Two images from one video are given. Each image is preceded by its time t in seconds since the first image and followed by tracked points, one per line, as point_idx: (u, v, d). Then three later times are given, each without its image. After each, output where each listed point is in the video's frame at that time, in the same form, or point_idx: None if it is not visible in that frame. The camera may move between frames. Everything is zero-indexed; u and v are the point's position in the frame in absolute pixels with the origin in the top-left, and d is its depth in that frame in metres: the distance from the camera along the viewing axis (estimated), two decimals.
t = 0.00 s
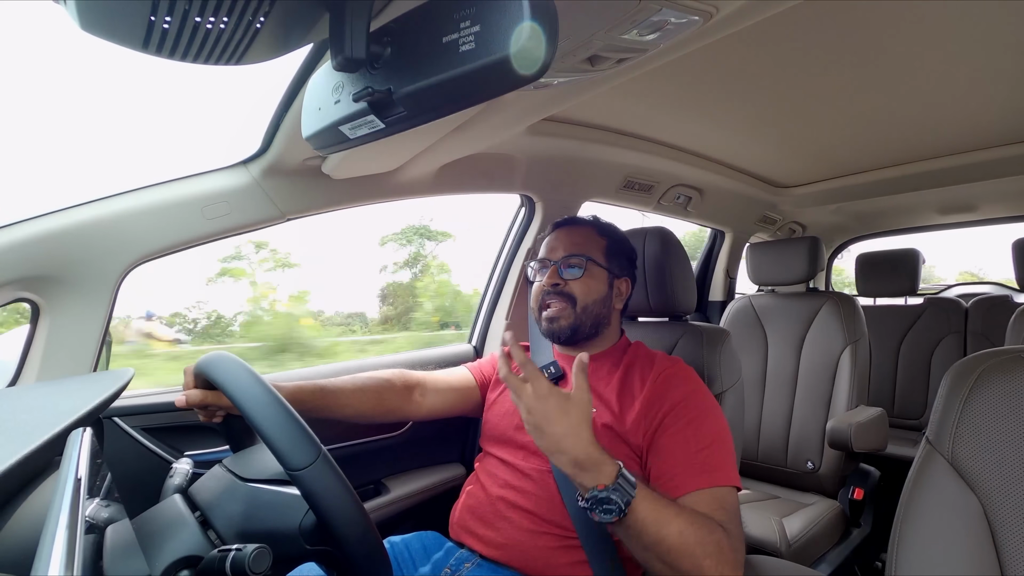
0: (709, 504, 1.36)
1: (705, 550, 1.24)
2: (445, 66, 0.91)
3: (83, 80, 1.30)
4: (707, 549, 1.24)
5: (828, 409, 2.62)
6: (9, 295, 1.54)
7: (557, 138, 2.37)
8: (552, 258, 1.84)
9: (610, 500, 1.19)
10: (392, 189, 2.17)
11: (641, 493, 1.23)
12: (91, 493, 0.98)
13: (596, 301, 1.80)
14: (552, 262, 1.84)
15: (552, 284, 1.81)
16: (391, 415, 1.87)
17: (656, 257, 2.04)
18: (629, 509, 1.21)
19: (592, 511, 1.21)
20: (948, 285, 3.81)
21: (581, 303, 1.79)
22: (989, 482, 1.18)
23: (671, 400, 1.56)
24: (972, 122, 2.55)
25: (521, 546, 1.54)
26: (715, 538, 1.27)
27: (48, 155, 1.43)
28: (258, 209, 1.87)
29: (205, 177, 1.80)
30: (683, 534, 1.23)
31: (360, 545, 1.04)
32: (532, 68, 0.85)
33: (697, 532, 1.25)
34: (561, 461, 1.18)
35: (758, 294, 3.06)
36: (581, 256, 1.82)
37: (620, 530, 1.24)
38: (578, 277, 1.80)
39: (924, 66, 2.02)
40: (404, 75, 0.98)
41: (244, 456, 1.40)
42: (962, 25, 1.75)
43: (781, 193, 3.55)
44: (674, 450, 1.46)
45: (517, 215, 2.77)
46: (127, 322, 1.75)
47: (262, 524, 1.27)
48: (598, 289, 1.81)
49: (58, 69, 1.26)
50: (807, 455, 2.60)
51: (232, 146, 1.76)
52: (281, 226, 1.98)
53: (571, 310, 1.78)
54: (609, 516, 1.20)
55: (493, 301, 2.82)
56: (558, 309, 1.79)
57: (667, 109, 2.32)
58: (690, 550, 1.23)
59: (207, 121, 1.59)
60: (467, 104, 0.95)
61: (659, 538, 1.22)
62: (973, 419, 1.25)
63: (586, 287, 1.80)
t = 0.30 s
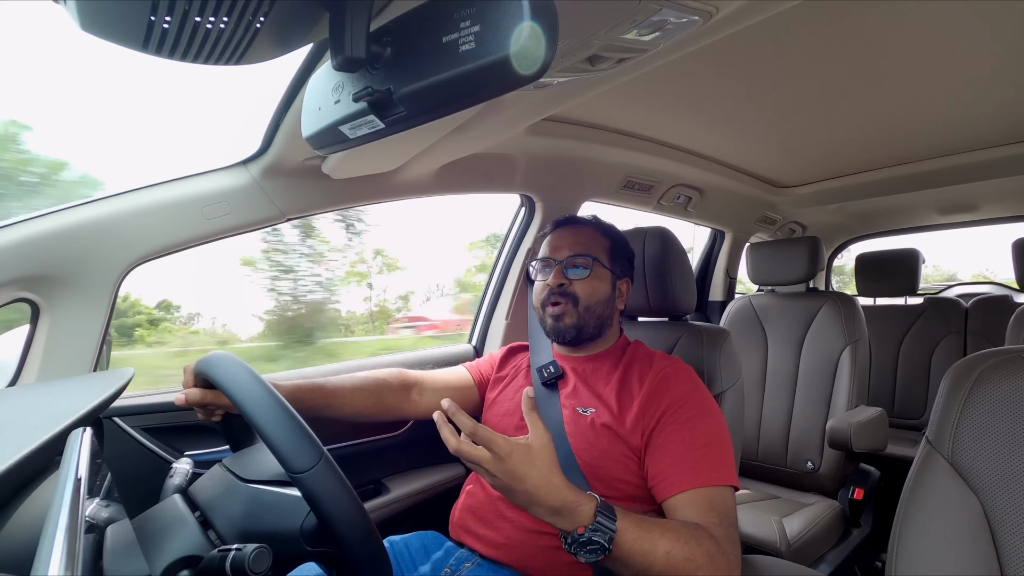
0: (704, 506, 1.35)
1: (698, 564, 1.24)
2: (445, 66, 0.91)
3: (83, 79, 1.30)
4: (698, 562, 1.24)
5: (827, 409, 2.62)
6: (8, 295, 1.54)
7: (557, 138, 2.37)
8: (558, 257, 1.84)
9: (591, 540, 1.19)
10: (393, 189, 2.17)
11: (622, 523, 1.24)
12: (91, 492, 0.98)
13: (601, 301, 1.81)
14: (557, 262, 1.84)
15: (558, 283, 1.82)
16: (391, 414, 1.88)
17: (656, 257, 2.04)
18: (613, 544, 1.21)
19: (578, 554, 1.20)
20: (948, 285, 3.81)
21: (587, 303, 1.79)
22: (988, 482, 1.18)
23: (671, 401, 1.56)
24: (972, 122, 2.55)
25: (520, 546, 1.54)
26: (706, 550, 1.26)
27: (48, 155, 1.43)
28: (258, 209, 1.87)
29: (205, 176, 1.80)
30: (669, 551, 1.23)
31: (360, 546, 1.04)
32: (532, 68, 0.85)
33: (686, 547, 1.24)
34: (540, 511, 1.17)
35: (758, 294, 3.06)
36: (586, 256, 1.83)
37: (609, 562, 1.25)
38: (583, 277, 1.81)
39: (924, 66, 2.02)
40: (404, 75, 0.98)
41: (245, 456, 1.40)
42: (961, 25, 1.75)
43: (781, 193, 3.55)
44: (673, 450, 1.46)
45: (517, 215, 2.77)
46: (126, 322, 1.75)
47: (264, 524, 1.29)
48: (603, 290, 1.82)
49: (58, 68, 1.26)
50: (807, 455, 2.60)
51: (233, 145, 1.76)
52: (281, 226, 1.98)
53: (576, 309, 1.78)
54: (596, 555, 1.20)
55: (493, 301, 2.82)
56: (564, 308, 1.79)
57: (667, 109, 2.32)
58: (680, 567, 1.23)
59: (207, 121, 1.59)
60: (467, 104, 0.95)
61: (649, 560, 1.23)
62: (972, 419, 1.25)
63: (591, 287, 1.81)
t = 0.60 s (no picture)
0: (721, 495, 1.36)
1: (729, 527, 1.27)
2: (444, 65, 0.91)
3: (82, 80, 1.30)
4: (729, 527, 1.26)
5: (828, 409, 2.62)
6: (8, 295, 1.54)
7: (557, 138, 2.37)
8: (558, 263, 1.80)
9: (642, 465, 1.26)
10: (392, 189, 2.17)
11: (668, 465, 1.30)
12: (92, 492, 0.98)
13: (607, 302, 1.82)
14: (558, 268, 1.79)
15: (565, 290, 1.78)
16: (391, 414, 1.88)
17: (655, 257, 2.04)
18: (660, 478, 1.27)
19: (628, 482, 1.26)
20: (948, 285, 3.81)
21: (596, 305, 1.79)
22: (989, 481, 1.18)
23: (673, 399, 1.56)
24: (972, 121, 2.55)
25: (521, 546, 1.54)
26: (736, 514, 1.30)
27: (48, 155, 1.43)
28: (258, 209, 1.87)
29: (204, 177, 1.80)
30: (707, 508, 1.26)
31: (360, 548, 1.04)
32: (533, 67, 0.85)
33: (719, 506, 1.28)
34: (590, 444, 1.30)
35: (758, 294, 3.06)
36: (586, 258, 1.81)
37: (650, 508, 1.27)
38: (587, 281, 1.79)
39: (924, 65, 2.02)
40: (403, 75, 0.98)
41: (245, 456, 1.40)
42: (962, 24, 1.75)
43: (781, 193, 3.55)
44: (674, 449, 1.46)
45: (517, 215, 2.77)
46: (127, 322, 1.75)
47: (264, 525, 1.29)
48: (605, 291, 1.83)
49: (57, 69, 1.26)
50: (807, 455, 2.60)
51: (232, 146, 1.76)
52: (281, 226, 1.98)
53: (588, 314, 1.77)
54: (644, 483, 1.26)
55: (493, 301, 2.82)
56: (577, 314, 1.77)
57: (667, 108, 2.32)
58: (714, 524, 1.25)
59: (207, 121, 1.59)
60: (467, 103, 0.95)
61: (686, 508, 1.26)
62: (973, 418, 1.25)
63: (597, 289, 1.80)
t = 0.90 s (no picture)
0: (714, 497, 1.36)
1: (714, 547, 1.25)
2: (445, 65, 0.91)
3: (83, 80, 1.30)
4: (717, 546, 1.25)
5: (828, 409, 2.62)
6: (9, 295, 1.54)
7: (557, 138, 2.37)
8: (563, 259, 1.80)
9: (609, 512, 1.23)
10: (392, 189, 2.17)
11: (642, 499, 1.26)
12: (92, 493, 0.98)
13: (611, 301, 1.82)
14: (564, 264, 1.80)
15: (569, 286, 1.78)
16: (390, 414, 1.88)
17: (655, 257, 2.04)
18: (632, 517, 1.24)
19: (597, 523, 1.25)
20: (948, 285, 3.81)
21: (599, 304, 1.79)
22: (989, 481, 1.18)
23: (672, 400, 1.56)
24: (972, 122, 2.55)
25: (520, 546, 1.54)
26: (723, 533, 1.27)
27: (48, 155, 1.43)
28: (258, 209, 1.87)
29: (204, 177, 1.80)
30: (690, 534, 1.24)
31: (360, 548, 1.04)
32: (533, 67, 0.85)
33: (703, 529, 1.25)
34: (564, 474, 1.23)
35: (758, 294, 3.06)
36: (592, 257, 1.81)
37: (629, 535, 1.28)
38: (592, 278, 1.79)
39: (924, 66, 2.02)
40: (403, 76, 0.98)
41: (245, 456, 1.40)
42: (962, 24, 1.75)
43: (781, 193, 3.55)
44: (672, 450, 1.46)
45: (517, 215, 2.77)
46: (127, 323, 1.75)
47: (264, 525, 1.29)
48: (610, 290, 1.83)
49: (58, 69, 1.26)
50: (807, 455, 2.60)
51: (232, 146, 1.76)
52: (281, 226, 1.98)
53: (591, 310, 1.77)
54: (614, 525, 1.24)
55: (493, 301, 2.82)
56: (579, 311, 1.77)
57: (666, 109, 2.32)
58: (697, 549, 1.24)
59: (207, 121, 1.59)
60: (467, 104, 0.95)
61: (664, 539, 1.24)
62: (973, 419, 1.25)
63: (601, 288, 1.80)
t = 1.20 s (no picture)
0: (701, 501, 1.36)
1: (683, 540, 1.24)
2: (445, 65, 0.91)
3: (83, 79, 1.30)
4: (685, 538, 1.24)
5: (828, 409, 2.62)
6: (9, 295, 1.54)
7: (557, 138, 2.37)
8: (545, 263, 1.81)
9: (584, 482, 1.25)
10: (392, 189, 2.17)
11: (620, 478, 1.27)
12: (91, 492, 0.98)
13: (592, 308, 1.79)
14: (546, 268, 1.81)
15: (546, 291, 1.79)
16: (390, 415, 1.88)
17: (655, 258, 2.04)
18: (606, 491, 1.25)
19: (572, 491, 1.26)
20: (948, 285, 3.81)
21: (576, 310, 1.78)
22: (988, 481, 1.18)
23: (671, 401, 1.56)
24: (972, 122, 2.55)
25: (521, 545, 1.54)
26: (695, 531, 1.26)
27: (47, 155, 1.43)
28: (258, 209, 1.87)
29: (205, 176, 1.79)
30: (659, 521, 1.24)
31: (360, 549, 1.04)
32: (534, 67, 0.85)
33: (674, 520, 1.26)
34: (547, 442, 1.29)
35: (758, 294, 3.06)
36: (576, 262, 1.80)
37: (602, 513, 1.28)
38: (573, 284, 1.78)
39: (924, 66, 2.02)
40: (403, 75, 0.98)
41: (245, 456, 1.40)
42: (962, 24, 1.75)
43: (780, 193, 3.55)
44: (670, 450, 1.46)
45: (517, 215, 2.77)
46: (127, 323, 1.75)
47: (263, 524, 1.30)
48: (592, 295, 1.81)
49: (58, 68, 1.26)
50: (807, 455, 2.60)
51: (232, 146, 1.76)
52: (281, 226, 1.98)
53: (567, 315, 1.77)
54: (586, 495, 1.25)
55: (493, 300, 2.82)
56: (552, 316, 1.78)
57: (666, 109, 2.32)
58: (665, 536, 1.24)
59: (207, 121, 1.59)
60: (466, 104, 0.96)
61: (633, 521, 1.25)
62: (973, 419, 1.25)
63: (580, 294, 1.78)
